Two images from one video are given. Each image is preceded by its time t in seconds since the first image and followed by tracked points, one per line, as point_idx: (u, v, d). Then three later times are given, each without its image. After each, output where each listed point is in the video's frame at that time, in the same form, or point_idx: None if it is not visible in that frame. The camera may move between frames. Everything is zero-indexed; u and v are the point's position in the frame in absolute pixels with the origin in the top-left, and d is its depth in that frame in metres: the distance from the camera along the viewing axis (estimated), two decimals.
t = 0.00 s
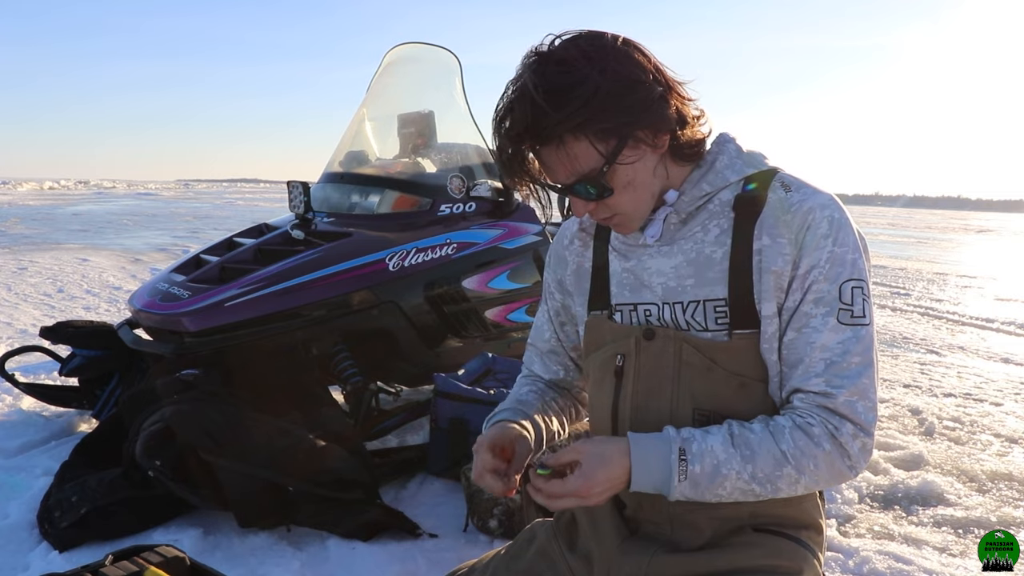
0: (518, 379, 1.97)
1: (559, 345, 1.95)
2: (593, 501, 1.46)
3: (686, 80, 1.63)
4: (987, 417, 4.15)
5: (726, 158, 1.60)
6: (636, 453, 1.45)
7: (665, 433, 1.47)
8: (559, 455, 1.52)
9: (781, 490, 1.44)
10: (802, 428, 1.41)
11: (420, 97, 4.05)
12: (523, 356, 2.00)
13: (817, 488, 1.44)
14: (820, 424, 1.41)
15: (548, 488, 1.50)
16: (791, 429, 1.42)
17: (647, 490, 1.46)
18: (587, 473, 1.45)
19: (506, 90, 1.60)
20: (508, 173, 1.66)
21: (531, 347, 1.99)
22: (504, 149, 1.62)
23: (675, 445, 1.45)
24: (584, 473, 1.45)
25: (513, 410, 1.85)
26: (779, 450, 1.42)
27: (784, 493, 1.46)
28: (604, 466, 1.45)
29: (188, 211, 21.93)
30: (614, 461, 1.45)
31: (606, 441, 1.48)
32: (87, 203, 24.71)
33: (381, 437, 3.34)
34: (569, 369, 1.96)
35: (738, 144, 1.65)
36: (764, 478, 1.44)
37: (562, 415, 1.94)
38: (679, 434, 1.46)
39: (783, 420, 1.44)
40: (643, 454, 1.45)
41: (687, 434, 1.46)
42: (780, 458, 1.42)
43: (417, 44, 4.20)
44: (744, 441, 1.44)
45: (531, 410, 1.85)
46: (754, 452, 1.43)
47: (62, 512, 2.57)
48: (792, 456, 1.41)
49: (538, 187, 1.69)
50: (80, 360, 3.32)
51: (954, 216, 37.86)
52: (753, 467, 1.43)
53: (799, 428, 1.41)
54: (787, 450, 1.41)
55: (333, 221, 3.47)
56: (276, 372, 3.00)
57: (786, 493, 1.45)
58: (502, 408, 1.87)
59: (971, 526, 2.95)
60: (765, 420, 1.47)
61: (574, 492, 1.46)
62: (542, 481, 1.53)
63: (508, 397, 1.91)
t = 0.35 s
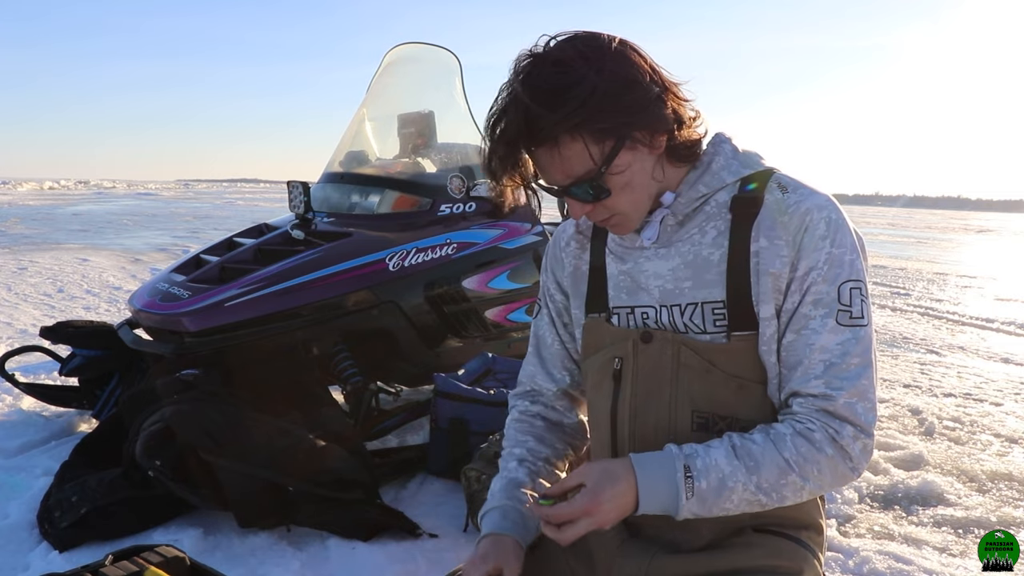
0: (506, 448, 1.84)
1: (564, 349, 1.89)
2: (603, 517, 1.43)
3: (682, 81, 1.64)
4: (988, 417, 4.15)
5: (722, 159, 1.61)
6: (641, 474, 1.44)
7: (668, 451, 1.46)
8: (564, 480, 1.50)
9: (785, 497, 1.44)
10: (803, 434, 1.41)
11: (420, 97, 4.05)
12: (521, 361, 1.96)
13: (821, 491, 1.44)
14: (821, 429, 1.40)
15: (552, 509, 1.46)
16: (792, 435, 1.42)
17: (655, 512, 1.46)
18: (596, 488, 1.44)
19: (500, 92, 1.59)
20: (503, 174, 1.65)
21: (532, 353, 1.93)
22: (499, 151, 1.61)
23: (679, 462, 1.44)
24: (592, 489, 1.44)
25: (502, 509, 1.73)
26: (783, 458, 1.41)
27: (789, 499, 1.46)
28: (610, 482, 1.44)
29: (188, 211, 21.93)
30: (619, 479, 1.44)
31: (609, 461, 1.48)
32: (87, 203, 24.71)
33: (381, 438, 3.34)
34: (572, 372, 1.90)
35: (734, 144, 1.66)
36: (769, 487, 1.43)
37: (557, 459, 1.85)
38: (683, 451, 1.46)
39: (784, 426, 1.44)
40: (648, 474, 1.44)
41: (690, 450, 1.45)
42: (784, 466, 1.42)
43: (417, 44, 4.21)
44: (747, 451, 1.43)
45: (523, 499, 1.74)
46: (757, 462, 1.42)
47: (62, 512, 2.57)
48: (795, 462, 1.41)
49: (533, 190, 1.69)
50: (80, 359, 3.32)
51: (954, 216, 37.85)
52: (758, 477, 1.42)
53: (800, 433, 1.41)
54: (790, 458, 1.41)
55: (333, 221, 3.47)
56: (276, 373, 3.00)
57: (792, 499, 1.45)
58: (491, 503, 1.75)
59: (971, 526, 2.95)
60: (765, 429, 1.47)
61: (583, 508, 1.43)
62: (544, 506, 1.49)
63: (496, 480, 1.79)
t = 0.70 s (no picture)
0: (513, 456, 1.84)
1: (564, 351, 1.89)
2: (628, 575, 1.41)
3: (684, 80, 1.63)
4: (988, 417, 4.15)
5: (723, 160, 1.60)
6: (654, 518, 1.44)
7: (677, 491, 1.46)
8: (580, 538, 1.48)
9: (797, 514, 1.44)
10: (808, 450, 1.42)
11: (420, 97, 4.05)
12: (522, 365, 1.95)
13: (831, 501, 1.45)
14: (826, 443, 1.41)
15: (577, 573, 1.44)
16: (797, 453, 1.42)
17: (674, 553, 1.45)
18: (617, 546, 1.42)
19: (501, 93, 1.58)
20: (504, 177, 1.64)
21: (532, 353, 1.93)
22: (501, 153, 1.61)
23: (690, 502, 1.43)
24: (613, 547, 1.42)
25: (516, 520, 1.69)
26: (791, 478, 1.42)
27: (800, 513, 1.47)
28: (630, 537, 1.42)
29: (188, 211, 21.92)
30: (636, 532, 1.43)
31: (622, 512, 1.47)
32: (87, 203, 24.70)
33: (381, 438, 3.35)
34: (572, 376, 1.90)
35: (734, 144, 1.66)
36: (780, 507, 1.43)
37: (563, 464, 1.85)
38: (690, 489, 1.45)
39: (787, 444, 1.44)
40: (661, 518, 1.43)
41: (698, 487, 1.45)
42: (793, 486, 1.42)
43: (417, 44, 4.20)
44: (754, 477, 1.44)
45: (535, 506, 1.73)
46: (766, 486, 1.43)
47: (62, 512, 2.57)
48: (803, 480, 1.42)
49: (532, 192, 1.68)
50: (80, 359, 3.32)
51: (954, 217, 37.84)
52: (768, 501, 1.43)
53: (805, 448, 1.42)
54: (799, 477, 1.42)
55: (333, 221, 3.47)
56: (276, 373, 3.00)
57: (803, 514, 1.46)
58: (503, 514, 1.72)
59: (971, 526, 2.95)
60: (768, 449, 1.47)
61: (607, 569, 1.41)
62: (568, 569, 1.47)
63: (506, 489, 1.77)
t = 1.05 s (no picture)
0: (529, 437, 1.88)
1: (568, 350, 1.89)
2: None
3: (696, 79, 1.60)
4: (987, 417, 4.15)
5: (731, 163, 1.59)
6: (660, 537, 1.43)
7: (679, 509, 1.46)
8: (586, 559, 1.48)
9: (800, 527, 1.46)
10: (810, 465, 1.42)
11: (420, 97, 4.05)
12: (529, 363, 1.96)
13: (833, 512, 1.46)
14: (828, 458, 1.41)
15: None
16: (799, 468, 1.43)
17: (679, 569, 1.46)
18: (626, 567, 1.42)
19: (516, 86, 1.54)
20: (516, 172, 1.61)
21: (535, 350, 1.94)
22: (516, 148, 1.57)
23: (694, 520, 1.43)
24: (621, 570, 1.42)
25: (535, 488, 1.74)
26: (792, 493, 1.43)
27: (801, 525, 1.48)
28: (637, 558, 1.42)
29: (188, 211, 21.92)
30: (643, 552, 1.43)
31: (627, 530, 1.47)
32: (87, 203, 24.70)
33: (381, 438, 3.35)
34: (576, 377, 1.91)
35: (743, 146, 1.65)
36: (782, 521, 1.44)
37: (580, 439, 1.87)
38: (693, 507, 1.45)
39: (789, 458, 1.44)
40: (665, 535, 1.44)
41: (701, 505, 1.45)
42: (794, 500, 1.43)
43: (417, 44, 4.20)
44: (756, 493, 1.44)
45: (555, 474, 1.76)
46: (768, 502, 1.43)
47: (62, 512, 2.57)
48: (804, 495, 1.43)
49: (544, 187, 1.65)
50: (80, 360, 3.32)
51: (954, 217, 37.84)
52: (771, 516, 1.44)
53: (806, 463, 1.42)
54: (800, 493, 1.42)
55: (333, 221, 3.47)
56: (275, 373, 3.00)
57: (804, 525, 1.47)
58: (525, 485, 1.77)
59: (971, 526, 2.95)
60: (770, 463, 1.47)
61: None
62: None
63: (525, 465, 1.82)
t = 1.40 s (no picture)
0: (528, 441, 1.86)
1: (571, 350, 1.88)
2: None
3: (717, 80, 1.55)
4: (987, 417, 4.15)
5: (744, 169, 1.56)
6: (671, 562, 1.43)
7: (689, 531, 1.45)
8: None
9: (809, 542, 1.46)
10: (819, 480, 1.42)
11: (420, 97, 4.05)
12: (528, 364, 1.95)
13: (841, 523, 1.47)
14: (837, 473, 1.42)
15: None
16: (808, 484, 1.43)
17: None
18: None
19: (538, 77, 1.48)
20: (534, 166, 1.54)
21: (534, 350, 1.93)
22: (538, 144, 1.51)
23: (705, 543, 1.43)
24: None
25: (536, 493, 1.73)
26: (801, 510, 1.43)
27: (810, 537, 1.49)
28: None
29: (188, 211, 21.91)
30: None
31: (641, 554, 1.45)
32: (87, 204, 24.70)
33: (381, 438, 3.35)
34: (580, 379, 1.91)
35: (756, 148, 1.62)
36: (791, 537, 1.45)
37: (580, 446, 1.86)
38: (704, 529, 1.45)
39: (798, 474, 1.44)
40: (676, 559, 1.43)
41: (711, 528, 1.44)
42: (803, 517, 1.43)
43: (417, 44, 4.20)
44: (765, 512, 1.44)
45: (554, 480, 1.75)
46: (777, 520, 1.44)
47: (62, 512, 2.57)
48: (814, 511, 1.43)
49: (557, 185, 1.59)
50: (80, 360, 3.32)
51: (954, 217, 37.85)
52: (780, 534, 1.44)
53: (815, 479, 1.43)
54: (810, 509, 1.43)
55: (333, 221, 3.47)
56: (275, 373, 3.00)
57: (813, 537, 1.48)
58: (523, 491, 1.76)
59: (971, 526, 2.95)
60: (778, 479, 1.46)
61: None
62: None
63: (523, 471, 1.80)
